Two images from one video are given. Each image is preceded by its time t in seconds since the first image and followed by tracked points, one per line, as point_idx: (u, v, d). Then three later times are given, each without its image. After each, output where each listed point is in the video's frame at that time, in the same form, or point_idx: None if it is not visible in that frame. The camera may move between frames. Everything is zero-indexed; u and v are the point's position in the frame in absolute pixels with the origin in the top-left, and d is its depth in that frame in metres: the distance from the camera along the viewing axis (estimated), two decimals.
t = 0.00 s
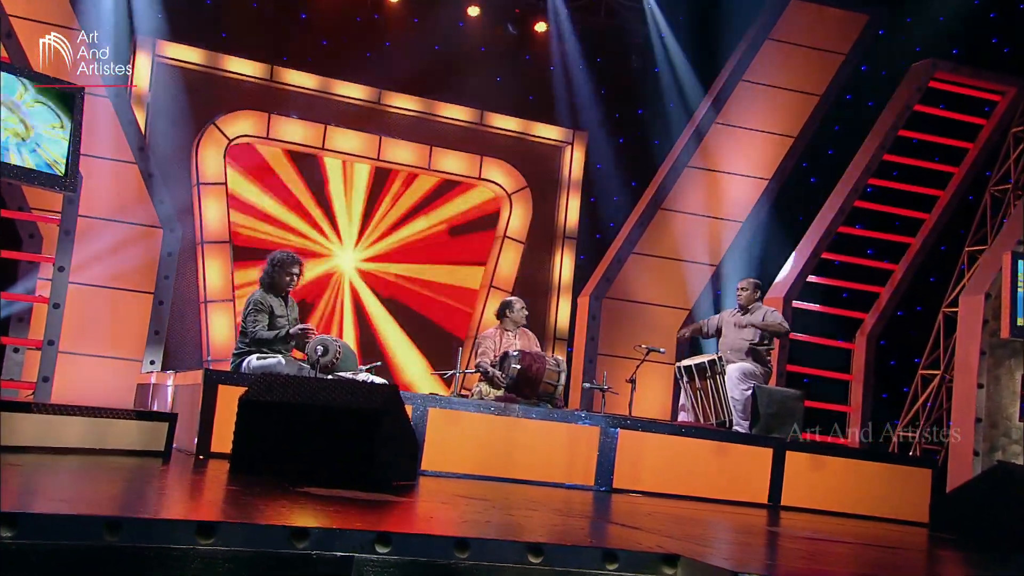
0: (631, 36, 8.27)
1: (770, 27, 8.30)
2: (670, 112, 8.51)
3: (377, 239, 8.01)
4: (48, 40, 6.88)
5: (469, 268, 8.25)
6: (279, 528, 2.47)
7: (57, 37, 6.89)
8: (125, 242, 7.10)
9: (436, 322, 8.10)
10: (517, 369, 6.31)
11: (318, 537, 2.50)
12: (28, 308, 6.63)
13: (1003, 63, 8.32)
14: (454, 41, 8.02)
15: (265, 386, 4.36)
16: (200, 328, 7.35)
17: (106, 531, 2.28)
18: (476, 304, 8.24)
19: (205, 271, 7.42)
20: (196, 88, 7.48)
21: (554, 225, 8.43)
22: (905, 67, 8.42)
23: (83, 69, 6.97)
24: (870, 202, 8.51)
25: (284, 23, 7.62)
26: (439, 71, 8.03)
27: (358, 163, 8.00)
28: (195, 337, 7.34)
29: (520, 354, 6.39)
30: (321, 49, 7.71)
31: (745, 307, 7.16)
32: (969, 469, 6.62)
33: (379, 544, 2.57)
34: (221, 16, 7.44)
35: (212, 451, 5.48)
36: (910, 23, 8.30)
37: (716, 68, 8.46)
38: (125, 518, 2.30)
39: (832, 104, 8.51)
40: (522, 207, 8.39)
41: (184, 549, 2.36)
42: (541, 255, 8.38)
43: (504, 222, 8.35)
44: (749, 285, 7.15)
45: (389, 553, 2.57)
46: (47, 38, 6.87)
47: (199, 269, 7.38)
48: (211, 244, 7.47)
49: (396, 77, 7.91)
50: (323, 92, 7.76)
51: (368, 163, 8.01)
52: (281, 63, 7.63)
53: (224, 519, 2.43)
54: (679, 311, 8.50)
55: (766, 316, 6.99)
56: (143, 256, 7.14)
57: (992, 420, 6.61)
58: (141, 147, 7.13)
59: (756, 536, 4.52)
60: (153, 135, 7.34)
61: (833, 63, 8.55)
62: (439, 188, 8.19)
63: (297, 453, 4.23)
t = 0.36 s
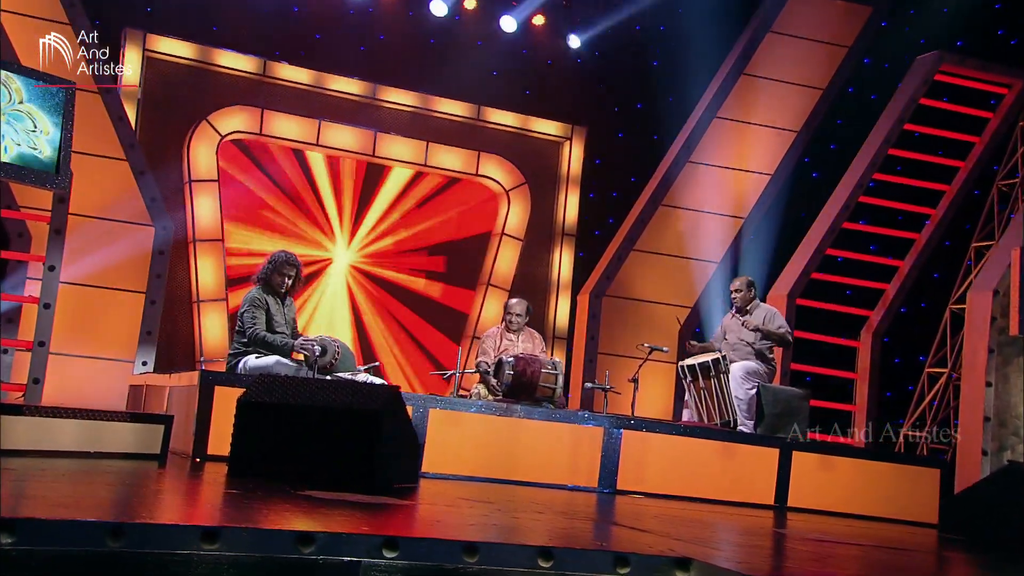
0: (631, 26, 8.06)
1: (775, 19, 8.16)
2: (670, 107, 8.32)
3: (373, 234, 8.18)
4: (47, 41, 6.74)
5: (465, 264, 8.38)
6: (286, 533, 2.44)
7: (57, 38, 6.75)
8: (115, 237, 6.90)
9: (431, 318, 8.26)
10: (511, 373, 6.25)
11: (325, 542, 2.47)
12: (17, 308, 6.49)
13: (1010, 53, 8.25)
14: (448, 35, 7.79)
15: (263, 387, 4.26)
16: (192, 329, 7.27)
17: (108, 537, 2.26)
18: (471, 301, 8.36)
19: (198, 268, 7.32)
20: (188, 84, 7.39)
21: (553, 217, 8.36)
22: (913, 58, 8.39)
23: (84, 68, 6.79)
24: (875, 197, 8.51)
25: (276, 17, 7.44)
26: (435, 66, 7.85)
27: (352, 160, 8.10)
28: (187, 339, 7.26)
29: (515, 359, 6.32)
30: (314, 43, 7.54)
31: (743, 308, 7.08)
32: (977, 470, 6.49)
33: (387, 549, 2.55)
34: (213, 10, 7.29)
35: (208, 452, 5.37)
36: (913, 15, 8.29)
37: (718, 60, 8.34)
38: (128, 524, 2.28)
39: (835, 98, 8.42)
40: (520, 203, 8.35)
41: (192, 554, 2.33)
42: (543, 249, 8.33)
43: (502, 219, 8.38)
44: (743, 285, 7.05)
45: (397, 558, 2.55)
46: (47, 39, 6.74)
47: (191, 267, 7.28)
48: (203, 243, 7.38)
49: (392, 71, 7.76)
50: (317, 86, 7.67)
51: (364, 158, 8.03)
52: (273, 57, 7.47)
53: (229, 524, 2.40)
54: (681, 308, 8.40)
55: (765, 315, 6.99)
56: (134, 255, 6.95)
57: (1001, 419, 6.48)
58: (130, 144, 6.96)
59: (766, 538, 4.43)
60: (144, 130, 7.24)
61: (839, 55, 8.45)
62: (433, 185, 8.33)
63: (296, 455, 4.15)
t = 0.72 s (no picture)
0: (630, 17, 7.99)
1: (775, 10, 8.07)
2: (667, 100, 8.23)
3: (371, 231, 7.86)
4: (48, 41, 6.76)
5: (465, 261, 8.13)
6: (293, 537, 2.37)
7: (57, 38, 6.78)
8: (105, 237, 6.88)
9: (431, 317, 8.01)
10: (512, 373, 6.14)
11: (332, 546, 2.41)
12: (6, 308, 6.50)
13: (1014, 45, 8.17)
14: (444, 27, 7.77)
15: (262, 389, 4.09)
16: (184, 329, 7.16)
17: (111, 543, 2.19)
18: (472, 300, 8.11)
19: (190, 266, 7.18)
20: (178, 78, 7.24)
21: (551, 217, 8.18)
22: (918, 49, 8.27)
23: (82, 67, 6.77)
24: (880, 192, 8.37)
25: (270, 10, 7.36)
26: (430, 59, 7.79)
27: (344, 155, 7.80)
28: (179, 338, 7.16)
29: (516, 358, 6.20)
30: (306, 36, 7.48)
31: (743, 305, 7.01)
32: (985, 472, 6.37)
33: (395, 553, 2.48)
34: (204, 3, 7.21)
35: (204, 455, 5.26)
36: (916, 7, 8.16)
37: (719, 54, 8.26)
38: (132, 530, 2.21)
39: (838, 91, 8.34)
40: (518, 199, 8.16)
41: (197, 560, 2.27)
42: (541, 248, 8.15)
43: (500, 216, 8.16)
44: (743, 281, 6.96)
45: (406, 562, 2.48)
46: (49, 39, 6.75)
47: (183, 265, 7.17)
48: (194, 240, 7.23)
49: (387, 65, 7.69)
50: (310, 80, 7.54)
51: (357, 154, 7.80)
52: (265, 51, 7.39)
53: (234, 529, 2.34)
54: (682, 307, 8.30)
55: (767, 312, 6.84)
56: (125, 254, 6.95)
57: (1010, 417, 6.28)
58: (121, 139, 6.96)
59: (770, 539, 4.34)
60: (133, 125, 7.10)
61: (842, 46, 8.33)
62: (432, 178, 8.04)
63: (295, 456, 4.03)
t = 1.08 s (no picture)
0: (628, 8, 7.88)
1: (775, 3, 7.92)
2: (666, 93, 8.10)
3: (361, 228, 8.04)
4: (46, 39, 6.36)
5: (460, 258, 8.25)
6: (298, 541, 2.33)
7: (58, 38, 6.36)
8: (97, 238, 6.65)
9: (425, 313, 8.13)
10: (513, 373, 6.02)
11: (338, 550, 2.37)
12: None
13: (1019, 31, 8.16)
14: (439, 19, 7.60)
15: (259, 389, 4.01)
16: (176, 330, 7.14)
17: (113, 548, 2.16)
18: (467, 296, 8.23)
19: (180, 265, 7.16)
20: (170, 72, 7.17)
21: (549, 212, 8.12)
22: (923, 40, 8.20)
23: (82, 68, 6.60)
24: (884, 185, 8.34)
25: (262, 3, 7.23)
26: (424, 51, 7.61)
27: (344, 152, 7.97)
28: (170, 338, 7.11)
29: (517, 356, 6.09)
30: (297, 28, 7.31)
31: (748, 301, 6.86)
32: (995, 470, 6.19)
33: (403, 556, 2.43)
34: None
35: (199, 456, 5.14)
36: None
37: (720, 46, 8.08)
38: (134, 534, 2.18)
39: (841, 84, 8.18)
40: (515, 194, 8.15)
41: (200, 564, 2.21)
42: (539, 242, 8.11)
43: (497, 212, 8.19)
44: (749, 277, 6.84)
45: (414, 565, 2.43)
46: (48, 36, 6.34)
47: (174, 265, 7.12)
48: (185, 238, 7.20)
49: (382, 58, 7.54)
50: (302, 73, 7.43)
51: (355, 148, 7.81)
52: (255, 43, 7.23)
53: (238, 533, 2.30)
54: (682, 304, 8.18)
55: (772, 310, 6.70)
56: (114, 253, 6.70)
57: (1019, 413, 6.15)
58: (110, 135, 6.69)
59: (777, 540, 4.22)
60: (123, 121, 7.02)
61: (843, 38, 8.18)
62: (423, 177, 8.20)
63: (293, 457, 3.93)
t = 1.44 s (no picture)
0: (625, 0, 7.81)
1: None
2: (665, 86, 8.01)
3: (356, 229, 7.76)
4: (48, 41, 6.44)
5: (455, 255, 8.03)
6: (304, 546, 2.26)
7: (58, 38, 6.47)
8: (86, 230, 6.57)
9: (420, 312, 7.91)
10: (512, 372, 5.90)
11: (345, 555, 2.29)
12: None
13: (1023, 21, 8.05)
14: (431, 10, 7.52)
15: (254, 390, 3.95)
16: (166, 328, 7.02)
17: (114, 554, 2.10)
18: (462, 296, 8.01)
19: (169, 264, 7.04)
20: (158, 65, 7.04)
21: (545, 207, 7.95)
22: (926, 31, 8.17)
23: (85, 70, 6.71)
24: (887, 179, 8.21)
25: None
26: (418, 44, 7.53)
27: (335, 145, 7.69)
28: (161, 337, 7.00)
29: (516, 355, 5.98)
30: (288, 21, 7.21)
31: (753, 298, 6.75)
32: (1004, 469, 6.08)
33: (411, 561, 2.34)
34: None
35: (193, 459, 5.02)
36: None
37: (719, 38, 8.03)
38: (136, 540, 2.11)
39: (843, 75, 8.10)
40: (511, 191, 7.96)
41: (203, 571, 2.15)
42: (536, 240, 7.95)
43: (492, 207, 8.00)
44: (755, 273, 6.74)
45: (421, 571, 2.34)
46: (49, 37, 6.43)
47: (163, 263, 7.02)
48: (173, 236, 7.06)
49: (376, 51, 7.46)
50: (293, 67, 7.30)
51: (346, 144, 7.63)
52: (245, 36, 7.13)
53: (244, 538, 2.22)
54: (683, 302, 8.06)
55: (777, 308, 6.60)
56: (98, 248, 6.60)
57: None
58: (95, 130, 6.59)
59: (782, 542, 4.10)
60: (109, 117, 6.92)
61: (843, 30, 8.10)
62: (420, 173, 7.92)
63: (290, 459, 3.83)
